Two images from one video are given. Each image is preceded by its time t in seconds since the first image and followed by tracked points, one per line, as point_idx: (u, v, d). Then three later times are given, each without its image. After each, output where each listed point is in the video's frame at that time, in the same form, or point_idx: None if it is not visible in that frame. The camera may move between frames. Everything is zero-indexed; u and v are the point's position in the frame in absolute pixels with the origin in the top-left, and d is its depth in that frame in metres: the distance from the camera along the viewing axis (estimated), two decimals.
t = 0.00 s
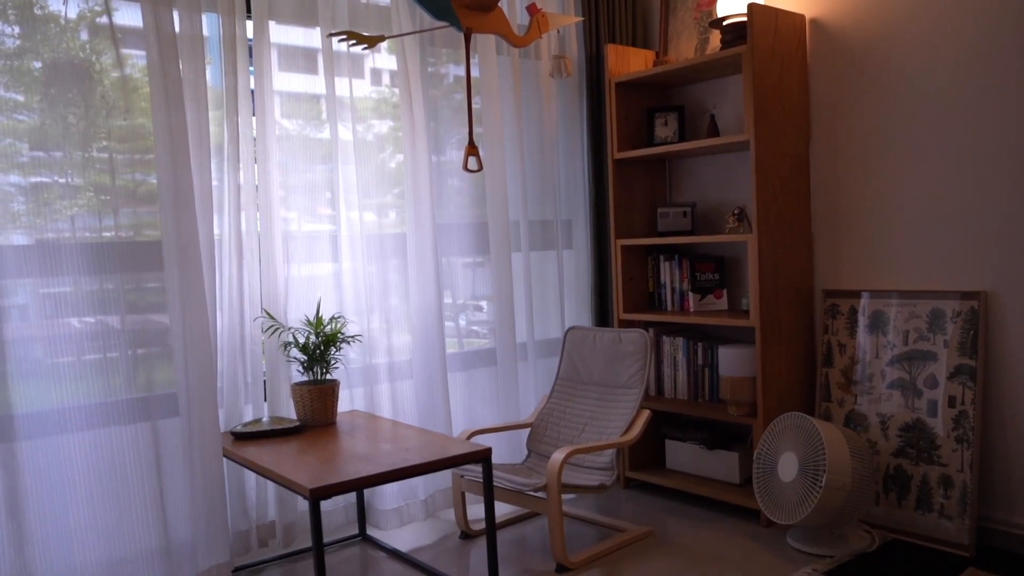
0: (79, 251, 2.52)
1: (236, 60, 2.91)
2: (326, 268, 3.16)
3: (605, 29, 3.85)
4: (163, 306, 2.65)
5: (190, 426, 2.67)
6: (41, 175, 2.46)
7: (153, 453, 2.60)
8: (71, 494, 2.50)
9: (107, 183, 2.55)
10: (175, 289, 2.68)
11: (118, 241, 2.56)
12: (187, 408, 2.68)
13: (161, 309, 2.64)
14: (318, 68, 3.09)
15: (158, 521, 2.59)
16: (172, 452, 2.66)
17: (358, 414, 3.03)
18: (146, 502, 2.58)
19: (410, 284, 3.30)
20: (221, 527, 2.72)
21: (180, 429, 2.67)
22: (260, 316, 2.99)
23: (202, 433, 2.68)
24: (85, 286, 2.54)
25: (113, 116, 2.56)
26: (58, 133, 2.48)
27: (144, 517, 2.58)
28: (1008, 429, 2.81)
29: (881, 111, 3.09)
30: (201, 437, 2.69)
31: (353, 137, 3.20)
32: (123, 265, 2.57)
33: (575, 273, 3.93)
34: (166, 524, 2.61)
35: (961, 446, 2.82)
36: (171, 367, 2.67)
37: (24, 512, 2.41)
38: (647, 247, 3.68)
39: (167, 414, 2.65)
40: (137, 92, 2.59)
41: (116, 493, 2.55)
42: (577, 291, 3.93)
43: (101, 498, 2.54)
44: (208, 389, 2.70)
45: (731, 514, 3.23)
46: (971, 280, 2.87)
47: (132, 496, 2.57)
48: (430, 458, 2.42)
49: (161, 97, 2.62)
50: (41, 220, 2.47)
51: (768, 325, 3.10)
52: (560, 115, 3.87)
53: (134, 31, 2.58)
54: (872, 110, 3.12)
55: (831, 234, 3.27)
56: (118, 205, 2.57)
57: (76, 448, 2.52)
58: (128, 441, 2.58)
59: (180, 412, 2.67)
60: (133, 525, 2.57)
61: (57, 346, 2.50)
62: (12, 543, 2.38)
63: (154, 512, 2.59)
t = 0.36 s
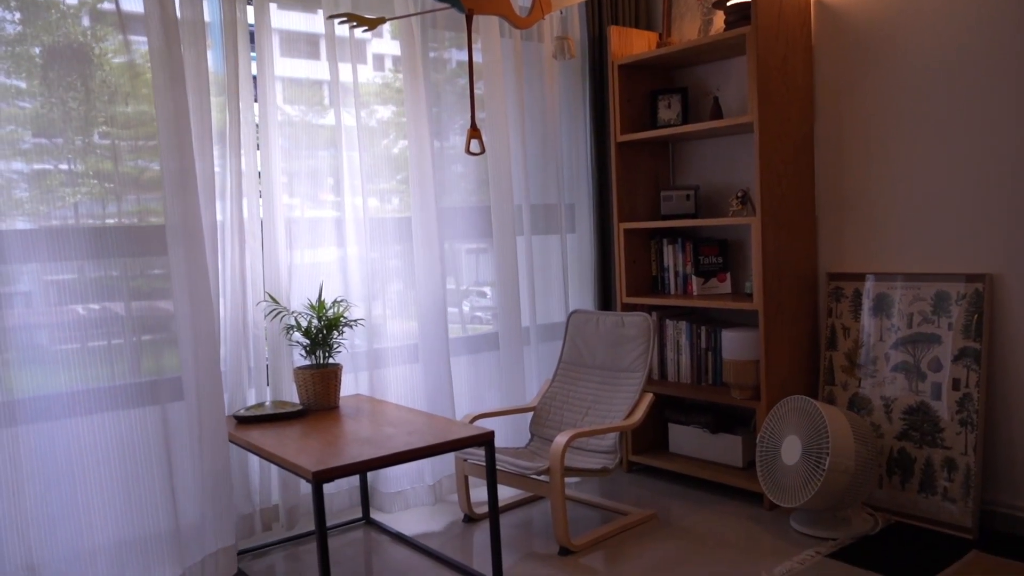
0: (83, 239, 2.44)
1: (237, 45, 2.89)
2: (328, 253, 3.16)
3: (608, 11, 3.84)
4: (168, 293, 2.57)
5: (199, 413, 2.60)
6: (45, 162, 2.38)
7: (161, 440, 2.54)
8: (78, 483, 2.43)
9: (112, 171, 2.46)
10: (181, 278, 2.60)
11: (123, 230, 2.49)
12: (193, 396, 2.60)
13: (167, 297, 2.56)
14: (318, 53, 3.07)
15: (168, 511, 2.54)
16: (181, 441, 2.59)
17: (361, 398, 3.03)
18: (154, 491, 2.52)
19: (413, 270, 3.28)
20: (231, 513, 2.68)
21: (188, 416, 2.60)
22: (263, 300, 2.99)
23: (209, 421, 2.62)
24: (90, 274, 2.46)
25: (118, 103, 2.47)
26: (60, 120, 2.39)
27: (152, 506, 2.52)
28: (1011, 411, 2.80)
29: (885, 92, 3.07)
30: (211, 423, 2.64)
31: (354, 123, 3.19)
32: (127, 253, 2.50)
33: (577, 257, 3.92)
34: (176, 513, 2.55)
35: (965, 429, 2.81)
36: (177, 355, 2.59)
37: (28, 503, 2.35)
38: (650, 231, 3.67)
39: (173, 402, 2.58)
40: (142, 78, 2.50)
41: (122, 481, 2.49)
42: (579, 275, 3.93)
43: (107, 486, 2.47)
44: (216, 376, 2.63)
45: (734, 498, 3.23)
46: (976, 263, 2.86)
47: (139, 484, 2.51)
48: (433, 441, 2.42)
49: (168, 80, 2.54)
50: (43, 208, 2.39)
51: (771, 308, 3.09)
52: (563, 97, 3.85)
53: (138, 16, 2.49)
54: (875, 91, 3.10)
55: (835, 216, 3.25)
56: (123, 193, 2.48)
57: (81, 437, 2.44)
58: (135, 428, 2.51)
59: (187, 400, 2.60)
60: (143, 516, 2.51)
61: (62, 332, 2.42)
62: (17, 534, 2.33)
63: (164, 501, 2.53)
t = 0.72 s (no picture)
0: (90, 231, 2.43)
1: (242, 36, 2.88)
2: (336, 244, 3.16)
3: None
4: (174, 283, 2.55)
5: (207, 402, 2.59)
6: (52, 154, 2.38)
7: (169, 429, 2.53)
8: (86, 475, 2.43)
9: (118, 161, 2.46)
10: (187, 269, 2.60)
11: (130, 222, 2.48)
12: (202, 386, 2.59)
13: (172, 288, 2.55)
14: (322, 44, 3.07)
15: (176, 502, 2.53)
16: (191, 432, 2.59)
17: (367, 388, 3.04)
18: (163, 482, 2.51)
19: (420, 260, 3.27)
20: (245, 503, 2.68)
21: (196, 406, 2.59)
22: (269, 290, 2.99)
23: (219, 411, 2.60)
24: (98, 266, 2.45)
25: (123, 94, 2.46)
26: (66, 111, 2.39)
27: (160, 496, 2.51)
28: (1020, 399, 2.78)
29: (894, 78, 3.04)
30: (221, 414, 2.62)
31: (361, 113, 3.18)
32: (134, 244, 2.49)
33: (583, 246, 3.91)
34: (185, 504, 2.54)
35: (974, 417, 2.80)
36: (184, 346, 2.58)
37: (37, 493, 2.36)
38: (657, 220, 3.66)
39: (181, 393, 2.57)
40: (147, 69, 2.49)
41: (130, 471, 2.48)
42: (586, 264, 3.92)
43: (115, 476, 2.46)
44: (226, 366, 2.62)
45: (741, 487, 3.22)
46: (985, 250, 2.84)
47: (147, 474, 2.50)
48: (439, 430, 2.43)
49: (175, 72, 2.53)
50: (50, 200, 2.39)
51: (778, 297, 3.08)
52: (569, 85, 3.84)
53: (146, 9, 2.48)
54: (883, 77, 3.07)
55: (843, 204, 3.23)
56: (128, 184, 2.48)
57: (90, 429, 2.44)
58: (143, 417, 2.50)
59: (196, 390, 2.59)
60: (151, 507, 2.50)
61: (70, 323, 2.42)
62: (25, 523, 2.34)
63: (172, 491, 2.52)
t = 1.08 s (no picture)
0: (99, 227, 2.44)
1: (252, 35, 2.89)
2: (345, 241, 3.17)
3: None
4: (184, 280, 2.56)
5: (217, 398, 2.60)
6: (62, 152, 2.39)
7: (178, 425, 2.54)
8: (96, 472, 2.44)
9: (127, 158, 2.47)
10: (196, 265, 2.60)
11: (139, 219, 2.49)
12: (211, 382, 2.60)
13: (181, 285, 2.55)
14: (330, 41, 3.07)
15: (186, 500, 2.54)
16: (202, 429, 2.59)
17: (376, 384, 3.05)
18: (172, 478, 2.53)
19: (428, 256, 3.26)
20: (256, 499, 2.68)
21: (205, 402, 2.60)
22: (278, 286, 3.00)
23: (229, 408, 2.61)
24: (107, 262, 2.46)
25: (132, 91, 2.47)
26: (75, 109, 2.40)
27: (169, 492, 2.52)
28: None
29: (905, 71, 3.02)
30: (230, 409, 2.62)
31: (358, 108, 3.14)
32: (143, 241, 2.50)
33: (592, 241, 3.90)
34: (194, 502, 2.56)
35: (986, 413, 2.78)
36: (193, 342, 2.58)
37: (47, 489, 2.38)
38: (666, 215, 3.65)
39: (191, 389, 2.57)
40: (156, 67, 2.50)
41: (139, 467, 2.49)
42: (594, 260, 3.92)
43: (125, 472, 2.47)
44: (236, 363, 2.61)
45: (751, 483, 3.21)
46: (997, 245, 2.81)
47: (156, 469, 2.51)
48: (447, 426, 2.43)
49: (187, 69, 2.53)
50: (60, 197, 2.40)
51: (788, 292, 3.06)
52: (577, 81, 3.83)
53: (155, 7, 2.49)
54: (894, 71, 3.05)
55: (853, 199, 3.21)
56: (137, 181, 2.48)
57: (100, 426, 2.45)
58: (152, 413, 2.51)
59: (205, 386, 2.59)
60: (160, 505, 2.51)
61: (80, 320, 2.43)
62: (35, 519, 2.36)
63: (181, 486, 2.54)
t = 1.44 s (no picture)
0: (109, 228, 2.45)
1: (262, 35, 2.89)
2: (355, 241, 3.18)
3: None
4: (193, 281, 2.57)
5: (226, 398, 2.61)
6: (71, 152, 2.40)
7: (187, 425, 2.55)
8: (106, 471, 2.45)
9: (136, 159, 2.48)
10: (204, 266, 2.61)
11: (148, 219, 2.50)
12: (220, 382, 2.61)
13: (189, 285, 2.56)
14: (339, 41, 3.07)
15: (195, 499, 2.55)
16: (211, 428, 2.60)
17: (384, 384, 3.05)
18: (181, 477, 2.54)
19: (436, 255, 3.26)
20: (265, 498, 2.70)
21: (214, 402, 2.60)
22: (287, 286, 3.00)
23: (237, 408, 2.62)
24: (116, 263, 2.47)
25: (141, 92, 2.48)
26: (85, 109, 2.41)
27: (178, 491, 2.54)
28: None
29: (913, 70, 3.00)
30: (239, 409, 2.63)
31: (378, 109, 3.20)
32: (152, 242, 2.51)
33: (599, 241, 3.90)
34: (203, 501, 2.57)
35: (996, 413, 2.76)
36: (202, 342, 2.59)
37: (56, 488, 2.39)
38: (673, 214, 3.64)
39: (200, 389, 2.58)
40: (164, 67, 2.50)
41: (149, 466, 2.50)
42: (601, 259, 3.92)
43: (135, 471, 2.48)
44: (254, 364, 2.66)
45: (759, 483, 3.21)
46: (1007, 244, 2.80)
47: (165, 469, 2.52)
48: (455, 426, 2.43)
49: (195, 70, 2.53)
50: (69, 198, 2.41)
51: (797, 291, 3.05)
52: (585, 81, 3.83)
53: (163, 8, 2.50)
54: (903, 69, 3.04)
55: (862, 198, 3.20)
56: (146, 182, 2.49)
57: (109, 426, 2.46)
58: (161, 413, 2.52)
59: (214, 386, 2.60)
60: (170, 504, 2.52)
61: (89, 321, 2.44)
62: (45, 518, 2.37)
63: (190, 485, 2.55)
